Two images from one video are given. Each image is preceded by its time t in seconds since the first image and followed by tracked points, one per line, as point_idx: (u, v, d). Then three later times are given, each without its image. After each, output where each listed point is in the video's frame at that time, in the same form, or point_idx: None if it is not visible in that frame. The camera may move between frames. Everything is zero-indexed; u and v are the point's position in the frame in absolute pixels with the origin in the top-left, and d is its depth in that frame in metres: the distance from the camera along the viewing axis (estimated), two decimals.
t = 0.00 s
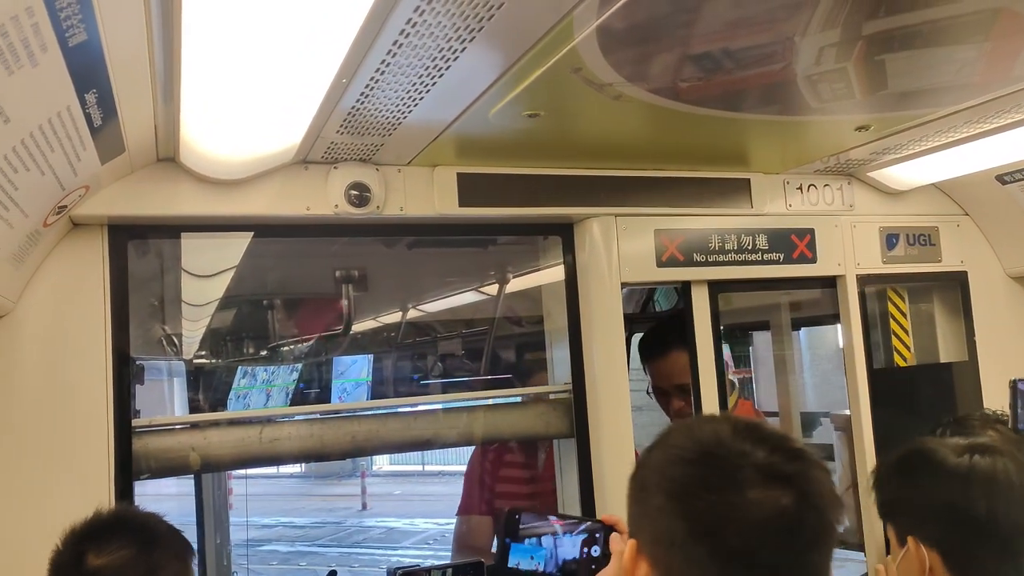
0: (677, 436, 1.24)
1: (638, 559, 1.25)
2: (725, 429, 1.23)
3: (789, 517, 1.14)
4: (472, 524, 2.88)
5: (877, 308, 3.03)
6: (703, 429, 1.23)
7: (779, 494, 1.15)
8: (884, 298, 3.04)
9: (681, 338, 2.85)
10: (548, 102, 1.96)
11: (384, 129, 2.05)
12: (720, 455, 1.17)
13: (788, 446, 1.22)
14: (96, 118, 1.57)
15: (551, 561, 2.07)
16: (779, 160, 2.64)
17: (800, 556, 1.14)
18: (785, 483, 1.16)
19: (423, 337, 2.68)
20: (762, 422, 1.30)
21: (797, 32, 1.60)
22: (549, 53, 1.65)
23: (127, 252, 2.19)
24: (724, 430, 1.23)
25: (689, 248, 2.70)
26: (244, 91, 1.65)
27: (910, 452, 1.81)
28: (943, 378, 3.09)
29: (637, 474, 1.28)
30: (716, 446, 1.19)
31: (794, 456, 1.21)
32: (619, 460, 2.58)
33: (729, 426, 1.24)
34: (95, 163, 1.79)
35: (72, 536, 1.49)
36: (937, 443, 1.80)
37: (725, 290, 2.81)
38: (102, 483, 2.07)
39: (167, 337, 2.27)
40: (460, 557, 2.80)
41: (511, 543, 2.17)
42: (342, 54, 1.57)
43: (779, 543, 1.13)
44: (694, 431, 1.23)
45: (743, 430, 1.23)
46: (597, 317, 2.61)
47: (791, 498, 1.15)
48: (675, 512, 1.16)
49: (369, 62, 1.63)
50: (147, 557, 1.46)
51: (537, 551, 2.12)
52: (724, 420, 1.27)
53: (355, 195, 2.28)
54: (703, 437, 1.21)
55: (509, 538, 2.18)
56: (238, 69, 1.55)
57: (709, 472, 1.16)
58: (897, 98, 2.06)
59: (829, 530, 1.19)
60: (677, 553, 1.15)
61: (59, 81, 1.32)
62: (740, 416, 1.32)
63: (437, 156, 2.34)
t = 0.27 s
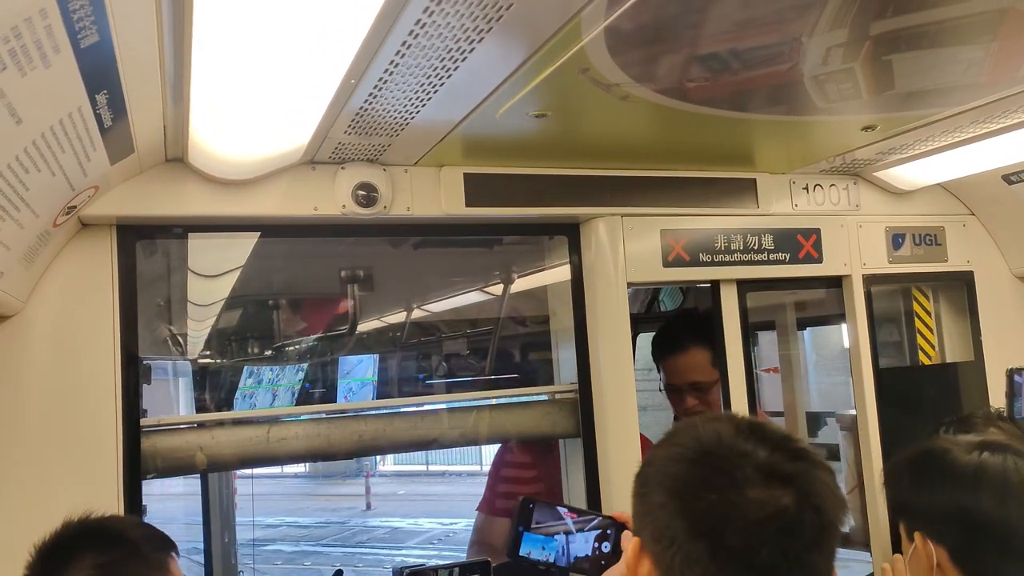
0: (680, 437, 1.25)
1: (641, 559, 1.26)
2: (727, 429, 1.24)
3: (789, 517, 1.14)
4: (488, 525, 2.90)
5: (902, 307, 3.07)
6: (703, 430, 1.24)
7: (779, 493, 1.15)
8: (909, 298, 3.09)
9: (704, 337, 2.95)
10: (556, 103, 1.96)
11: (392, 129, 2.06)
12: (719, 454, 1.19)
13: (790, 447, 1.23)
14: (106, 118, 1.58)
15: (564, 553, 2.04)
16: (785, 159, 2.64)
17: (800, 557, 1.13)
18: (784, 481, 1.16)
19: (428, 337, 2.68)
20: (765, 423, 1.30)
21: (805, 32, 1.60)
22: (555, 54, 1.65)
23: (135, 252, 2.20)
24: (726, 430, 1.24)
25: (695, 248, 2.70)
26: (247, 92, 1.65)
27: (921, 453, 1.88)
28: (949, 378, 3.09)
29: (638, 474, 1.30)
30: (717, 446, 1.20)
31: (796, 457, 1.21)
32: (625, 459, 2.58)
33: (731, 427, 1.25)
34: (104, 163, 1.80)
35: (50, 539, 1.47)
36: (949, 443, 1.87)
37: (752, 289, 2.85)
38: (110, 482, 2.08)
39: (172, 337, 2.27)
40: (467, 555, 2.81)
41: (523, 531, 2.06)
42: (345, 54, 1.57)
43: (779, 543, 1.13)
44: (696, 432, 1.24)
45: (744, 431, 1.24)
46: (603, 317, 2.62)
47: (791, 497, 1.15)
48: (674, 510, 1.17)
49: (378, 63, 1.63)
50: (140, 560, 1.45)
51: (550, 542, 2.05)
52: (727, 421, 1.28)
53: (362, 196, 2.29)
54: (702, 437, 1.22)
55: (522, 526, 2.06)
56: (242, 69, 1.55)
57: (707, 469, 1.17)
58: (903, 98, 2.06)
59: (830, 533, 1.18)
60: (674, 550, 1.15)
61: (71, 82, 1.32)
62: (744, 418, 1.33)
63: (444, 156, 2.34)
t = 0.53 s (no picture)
0: (683, 437, 1.25)
1: (644, 560, 1.26)
2: (730, 429, 1.23)
3: (793, 518, 1.13)
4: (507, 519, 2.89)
5: (921, 305, 3.11)
6: (706, 431, 1.24)
7: (782, 494, 1.14)
8: (929, 296, 3.12)
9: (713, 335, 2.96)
10: (559, 102, 1.96)
11: (395, 129, 2.05)
12: (722, 454, 1.18)
13: (795, 446, 1.22)
14: (108, 117, 1.57)
15: (559, 559, 1.98)
16: (790, 159, 2.63)
17: (804, 558, 1.13)
18: (788, 482, 1.15)
19: (429, 337, 2.66)
20: (769, 423, 1.30)
21: (810, 31, 1.59)
22: (558, 53, 1.65)
23: (138, 251, 2.20)
24: (729, 430, 1.23)
25: (699, 249, 2.69)
26: (250, 91, 1.65)
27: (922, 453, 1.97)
28: (954, 379, 3.07)
29: (642, 475, 1.29)
30: (719, 446, 1.19)
31: (800, 457, 1.20)
32: (628, 460, 2.57)
33: (734, 427, 1.24)
34: (106, 163, 1.79)
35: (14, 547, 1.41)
36: (949, 444, 1.95)
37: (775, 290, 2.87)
38: (112, 483, 2.07)
39: (173, 337, 2.27)
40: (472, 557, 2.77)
41: (517, 537, 2.00)
42: (345, 52, 1.56)
43: (784, 545, 1.12)
44: (699, 432, 1.24)
45: (748, 431, 1.23)
46: (607, 318, 2.61)
47: (794, 498, 1.14)
48: (677, 512, 1.17)
49: (380, 62, 1.63)
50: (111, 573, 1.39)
51: (545, 546, 1.99)
52: (730, 421, 1.27)
53: (365, 195, 2.28)
54: (705, 438, 1.21)
55: (516, 531, 2.00)
56: (243, 68, 1.54)
57: (709, 470, 1.16)
58: (909, 98, 2.05)
59: (835, 533, 1.17)
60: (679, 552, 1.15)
61: (73, 81, 1.32)
62: (748, 418, 1.32)
63: (447, 156, 2.34)
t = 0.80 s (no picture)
0: (683, 439, 1.25)
1: (644, 561, 1.26)
2: (730, 431, 1.23)
3: (793, 521, 1.13)
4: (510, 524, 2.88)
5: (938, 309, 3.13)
6: (707, 433, 1.23)
7: (783, 497, 1.14)
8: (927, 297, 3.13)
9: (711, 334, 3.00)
10: (558, 103, 1.96)
11: (394, 129, 2.05)
12: (723, 457, 1.17)
13: (795, 449, 1.23)
14: (106, 118, 1.57)
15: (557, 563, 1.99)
16: (789, 161, 2.63)
17: (804, 560, 1.13)
18: (789, 485, 1.15)
19: (428, 337, 2.67)
20: (769, 426, 1.29)
21: (808, 33, 1.59)
22: (558, 54, 1.64)
23: (136, 251, 2.20)
24: (730, 432, 1.23)
25: (697, 250, 2.69)
26: (249, 92, 1.65)
27: (932, 456, 1.81)
28: (952, 380, 3.08)
29: (641, 477, 1.29)
30: (720, 449, 1.19)
31: (801, 460, 1.21)
32: (626, 461, 2.57)
33: (734, 429, 1.24)
34: (105, 164, 1.79)
35: None
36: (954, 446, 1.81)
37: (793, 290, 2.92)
38: (111, 484, 2.07)
39: (172, 337, 2.26)
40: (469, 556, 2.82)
41: (518, 542, 2.08)
42: (346, 54, 1.56)
43: (783, 548, 1.12)
44: (699, 434, 1.24)
45: (748, 434, 1.23)
46: (605, 319, 2.61)
47: (795, 501, 1.14)
48: (678, 514, 1.16)
49: (379, 63, 1.63)
50: None
51: (545, 550, 2.02)
52: (730, 423, 1.27)
53: (364, 196, 2.28)
54: (706, 440, 1.21)
55: (517, 537, 2.08)
56: (242, 70, 1.54)
57: (710, 473, 1.16)
58: (907, 99, 2.05)
59: (835, 536, 1.18)
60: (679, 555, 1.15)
61: (71, 82, 1.32)
62: (747, 420, 1.32)
63: (446, 157, 2.34)
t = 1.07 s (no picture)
0: (674, 442, 1.25)
1: (635, 564, 1.27)
2: (721, 435, 1.23)
3: (784, 526, 1.14)
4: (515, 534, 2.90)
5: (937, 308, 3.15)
6: (698, 437, 1.24)
7: (775, 502, 1.15)
8: (921, 300, 3.14)
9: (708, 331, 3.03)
10: (551, 108, 1.96)
11: (388, 133, 2.06)
12: (714, 462, 1.18)
13: (786, 452, 1.23)
14: (100, 123, 1.58)
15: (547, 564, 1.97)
16: (783, 164, 2.64)
17: (794, 564, 1.14)
18: (780, 490, 1.16)
19: (425, 338, 2.69)
20: (760, 430, 1.29)
21: (798, 39, 1.60)
22: (550, 59, 1.65)
23: (130, 255, 2.20)
24: (721, 436, 1.24)
25: (691, 253, 2.70)
26: (244, 98, 1.65)
27: (927, 462, 1.78)
28: (945, 382, 3.09)
29: (632, 480, 1.29)
30: (711, 453, 1.19)
31: (792, 464, 1.21)
32: (620, 463, 2.59)
33: (725, 433, 1.25)
34: (99, 168, 1.80)
35: None
36: (950, 454, 1.76)
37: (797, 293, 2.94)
38: (105, 486, 2.08)
39: (169, 338, 2.27)
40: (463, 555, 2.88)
41: (510, 543, 2.02)
42: (340, 60, 1.57)
43: (772, 552, 1.13)
44: (690, 438, 1.24)
45: (739, 438, 1.24)
46: (600, 321, 2.61)
47: (786, 506, 1.15)
48: (670, 519, 1.17)
49: (372, 69, 1.64)
50: None
51: (535, 552, 2.00)
52: (721, 426, 1.27)
53: (358, 200, 2.29)
54: (697, 444, 1.22)
55: (508, 538, 2.03)
56: (236, 75, 1.54)
57: (700, 479, 1.17)
58: (898, 104, 2.06)
59: (825, 539, 1.19)
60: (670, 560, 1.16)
61: (64, 88, 1.32)
62: (736, 422, 1.33)
63: (440, 160, 2.34)
